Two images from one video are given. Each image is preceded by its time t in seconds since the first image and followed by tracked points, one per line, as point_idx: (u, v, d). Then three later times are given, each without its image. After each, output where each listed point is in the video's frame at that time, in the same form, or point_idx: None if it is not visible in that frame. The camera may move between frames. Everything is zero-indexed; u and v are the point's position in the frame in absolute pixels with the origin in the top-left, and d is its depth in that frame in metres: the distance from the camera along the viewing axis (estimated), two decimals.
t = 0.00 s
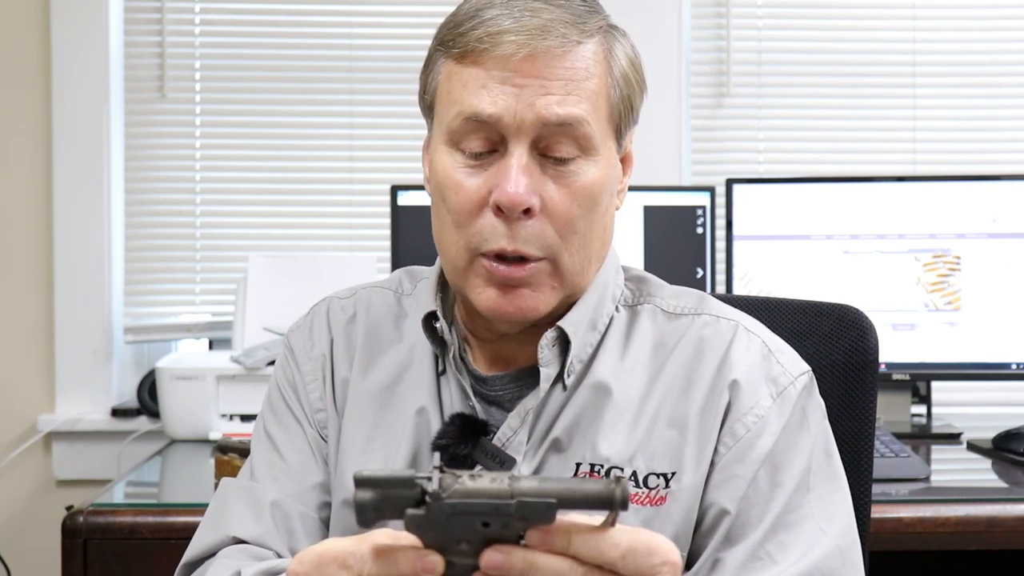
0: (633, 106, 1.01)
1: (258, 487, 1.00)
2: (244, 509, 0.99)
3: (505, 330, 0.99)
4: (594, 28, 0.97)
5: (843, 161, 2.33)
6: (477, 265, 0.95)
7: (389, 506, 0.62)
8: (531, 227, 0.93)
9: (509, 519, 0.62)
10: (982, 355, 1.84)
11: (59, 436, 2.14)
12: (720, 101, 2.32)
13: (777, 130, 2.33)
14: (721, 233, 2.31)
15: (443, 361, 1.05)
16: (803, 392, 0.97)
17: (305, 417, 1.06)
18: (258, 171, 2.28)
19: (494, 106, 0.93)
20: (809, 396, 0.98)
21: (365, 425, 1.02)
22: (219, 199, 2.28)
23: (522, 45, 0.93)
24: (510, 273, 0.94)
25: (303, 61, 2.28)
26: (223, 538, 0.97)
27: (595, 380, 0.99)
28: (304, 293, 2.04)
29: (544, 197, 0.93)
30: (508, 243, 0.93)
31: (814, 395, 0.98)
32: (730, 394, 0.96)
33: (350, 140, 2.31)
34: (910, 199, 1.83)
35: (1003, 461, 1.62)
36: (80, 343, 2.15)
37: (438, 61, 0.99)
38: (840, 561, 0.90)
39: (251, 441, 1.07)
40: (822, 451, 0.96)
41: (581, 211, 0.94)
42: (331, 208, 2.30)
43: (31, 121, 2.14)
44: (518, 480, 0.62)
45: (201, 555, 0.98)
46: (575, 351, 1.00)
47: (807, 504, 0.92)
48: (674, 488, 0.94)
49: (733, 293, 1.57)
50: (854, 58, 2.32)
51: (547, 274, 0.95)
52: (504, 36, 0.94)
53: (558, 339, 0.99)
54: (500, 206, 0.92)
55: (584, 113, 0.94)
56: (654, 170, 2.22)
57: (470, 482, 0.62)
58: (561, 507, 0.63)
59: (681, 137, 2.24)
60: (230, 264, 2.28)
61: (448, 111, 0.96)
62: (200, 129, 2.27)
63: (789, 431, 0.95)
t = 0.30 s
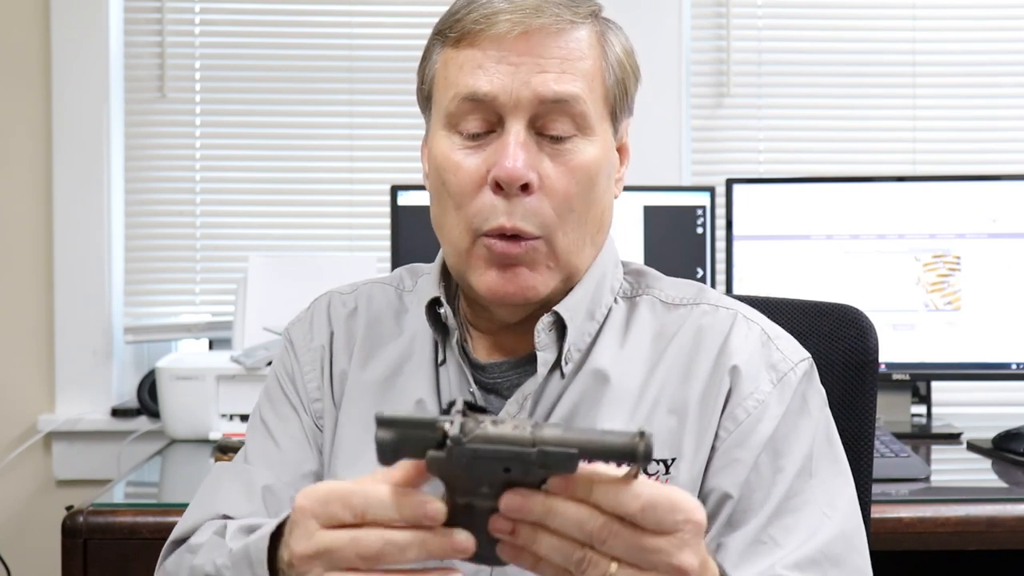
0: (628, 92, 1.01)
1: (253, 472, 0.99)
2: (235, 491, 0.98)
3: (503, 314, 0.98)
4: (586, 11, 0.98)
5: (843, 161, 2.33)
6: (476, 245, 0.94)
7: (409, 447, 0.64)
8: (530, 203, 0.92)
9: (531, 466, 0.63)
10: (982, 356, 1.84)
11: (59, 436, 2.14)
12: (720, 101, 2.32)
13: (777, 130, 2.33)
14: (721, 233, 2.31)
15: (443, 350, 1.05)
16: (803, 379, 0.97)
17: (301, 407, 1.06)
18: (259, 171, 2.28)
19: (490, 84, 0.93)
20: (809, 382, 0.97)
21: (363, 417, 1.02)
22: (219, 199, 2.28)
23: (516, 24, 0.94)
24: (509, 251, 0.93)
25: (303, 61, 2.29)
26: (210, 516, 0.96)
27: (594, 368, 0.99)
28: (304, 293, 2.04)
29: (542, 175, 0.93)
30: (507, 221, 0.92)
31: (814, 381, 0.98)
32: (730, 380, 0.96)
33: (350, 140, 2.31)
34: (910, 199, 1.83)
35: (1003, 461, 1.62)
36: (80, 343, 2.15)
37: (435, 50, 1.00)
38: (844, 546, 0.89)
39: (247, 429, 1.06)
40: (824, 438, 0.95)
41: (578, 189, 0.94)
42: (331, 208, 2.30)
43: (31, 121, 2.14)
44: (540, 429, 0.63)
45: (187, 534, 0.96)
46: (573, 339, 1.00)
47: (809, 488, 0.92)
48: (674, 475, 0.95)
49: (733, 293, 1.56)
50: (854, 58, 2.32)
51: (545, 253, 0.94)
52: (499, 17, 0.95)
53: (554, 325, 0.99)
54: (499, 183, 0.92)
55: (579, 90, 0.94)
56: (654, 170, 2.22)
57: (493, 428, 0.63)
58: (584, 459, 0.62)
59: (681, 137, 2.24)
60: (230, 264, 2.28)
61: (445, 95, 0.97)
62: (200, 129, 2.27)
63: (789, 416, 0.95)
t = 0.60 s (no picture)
0: (630, 93, 1.01)
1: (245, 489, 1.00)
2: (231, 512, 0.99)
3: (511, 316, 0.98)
4: (587, 13, 0.97)
5: (843, 161, 2.33)
6: (484, 251, 0.95)
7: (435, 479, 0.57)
8: (537, 209, 0.93)
9: (556, 503, 0.57)
10: (981, 356, 1.84)
11: (59, 436, 2.14)
12: (720, 101, 2.32)
13: (777, 130, 2.33)
14: (721, 233, 2.31)
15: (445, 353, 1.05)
16: (809, 381, 0.98)
17: (298, 417, 1.06)
18: (259, 171, 2.28)
19: (494, 90, 0.93)
20: (815, 385, 0.98)
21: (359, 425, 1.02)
22: (219, 199, 2.28)
23: (518, 29, 0.93)
24: (517, 256, 0.94)
25: (303, 61, 2.28)
26: (207, 541, 0.97)
27: (600, 370, 0.99)
28: (305, 293, 2.04)
29: (548, 180, 0.93)
30: (514, 227, 0.93)
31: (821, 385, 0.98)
32: (738, 383, 0.96)
33: (350, 140, 2.31)
34: (910, 199, 1.83)
35: (1003, 461, 1.62)
36: (80, 343, 2.15)
37: (436, 55, 0.99)
38: (850, 552, 0.89)
39: (247, 442, 1.07)
40: (831, 443, 0.95)
41: (585, 193, 0.94)
42: (331, 208, 2.30)
43: (31, 121, 2.14)
44: (568, 463, 0.57)
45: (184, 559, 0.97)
46: (578, 340, 1.00)
47: (817, 493, 0.92)
48: (681, 476, 0.94)
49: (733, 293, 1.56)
50: (854, 58, 2.32)
51: (554, 257, 0.95)
52: (501, 22, 0.94)
53: (560, 326, 1.00)
54: (505, 190, 0.92)
55: (583, 94, 0.94)
56: (654, 170, 2.22)
57: (519, 460, 0.57)
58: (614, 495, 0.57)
59: (681, 137, 2.24)
60: (230, 264, 2.28)
61: (448, 101, 0.97)
62: (200, 129, 2.27)
63: (797, 420, 0.95)
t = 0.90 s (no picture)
0: (630, 95, 1.01)
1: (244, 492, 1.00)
2: (228, 514, 0.99)
3: (512, 317, 0.98)
4: (591, 15, 0.97)
5: (843, 161, 2.33)
6: (484, 251, 0.95)
7: (421, 512, 0.64)
8: (540, 210, 0.92)
9: (538, 529, 0.64)
10: (982, 356, 1.84)
11: (59, 436, 2.14)
12: (720, 101, 2.32)
13: (777, 130, 2.33)
14: (721, 233, 2.31)
15: (443, 354, 1.05)
16: (807, 384, 0.98)
17: (296, 420, 1.06)
18: (258, 171, 2.28)
19: (497, 92, 0.93)
20: (814, 388, 0.98)
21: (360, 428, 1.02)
22: (219, 199, 2.28)
23: (521, 30, 0.93)
24: (518, 256, 0.94)
25: (303, 61, 2.29)
26: (205, 543, 0.97)
27: (597, 373, 0.99)
28: (305, 293, 2.04)
29: (551, 182, 0.93)
30: (517, 228, 0.93)
31: (820, 387, 0.98)
32: (737, 386, 0.96)
33: (350, 140, 2.31)
34: (910, 199, 1.83)
35: (1003, 461, 1.62)
36: (80, 343, 2.15)
37: (437, 56, 0.99)
38: (849, 557, 0.90)
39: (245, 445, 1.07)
40: (830, 446, 0.95)
41: (587, 195, 0.94)
42: (331, 208, 2.30)
43: (31, 121, 2.14)
44: (547, 490, 0.64)
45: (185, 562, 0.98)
46: (576, 342, 1.00)
47: (816, 497, 0.92)
48: (679, 479, 0.94)
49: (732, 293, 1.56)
50: (854, 58, 2.32)
51: (555, 258, 0.95)
52: (504, 23, 0.94)
53: (558, 329, 1.00)
54: (508, 191, 0.92)
55: (585, 96, 0.94)
56: (654, 170, 2.22)
57: (499, 490, 0.64)
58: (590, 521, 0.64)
59: (681, 137, 2.24)
60: (230, 264, 2.28)
61: (451, 102, 0.96)
62: (200, 129, 2.27)
63: (795, 423, 0.95)
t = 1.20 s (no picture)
0: (595, 92, 0.99)
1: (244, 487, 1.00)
2: (224, 507, 0.99)
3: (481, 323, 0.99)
4: (542, 17, 0.97)
5: (843, 162, 2.33)
6: (442, 259, 0.95)
7: (423, 465, 0.65)
8: (487, 217, 0.93)
9: (541, 485, 0.64)
10: (982, 356, 1.84)
11: (59, 436, 2.14)
12: (720, 101, 2.32)
13: (777, 130, 2.33)
14: (721, 233, 2.31)
15: (442, 358, 1.04)
16: (806, 387, 0.98)
17: (296, 421, 1.06)
18: (259, 171, 2.28)
19: (443, 99, 0.93)
20: (813, 391, 0.98)
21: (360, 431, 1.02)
22: (219, 199, 2.28)
23: (466, 38, 0.93)
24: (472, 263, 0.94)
25: (303, 61, 2.29)
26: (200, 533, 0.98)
27: (595, 377, 0.99)
28: (305, 293, 2.04)
29: (498, 187, 0.93)
30: (464, 236, 0.93)
31: (819, 389, 0.98)
32: (735, 390, 0.96)
33: (350, 140, 2.31)
34: (910, 199, 1.83)
35: (1003, 461, 1.62)
36: (80, 343, 2.15)
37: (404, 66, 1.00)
38: (846, 559, 0.90)
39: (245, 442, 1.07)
40: (829, 448, 0.96)
41: (537, 199, 0.94)
42: (331, 208, 2.30)
43: (30, 121, 2.14)
44: (551, 450, 0.64)
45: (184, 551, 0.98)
46: (575, 345, 1.00)
47: (814, 500, 0.92)
48: (678, 483, 0.94)
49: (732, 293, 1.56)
50: (854, 58, 2.32)
51: (510, 264, 0.94)
52: (450, 31, 0.94)
53: (555, 333, 0.99)
54: (453, 199, 0.92)
55: (532, 99, 0.93)
56: (653, 170, 2.22)
57: (504, 447, 0.65)
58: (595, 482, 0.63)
59: (681, 137, 2.24)
60: (230, 264, 2.28)
61: (409, 111, 0.97)
62: (200, 129, 2.27)
63: (794, 426, 0.95)
